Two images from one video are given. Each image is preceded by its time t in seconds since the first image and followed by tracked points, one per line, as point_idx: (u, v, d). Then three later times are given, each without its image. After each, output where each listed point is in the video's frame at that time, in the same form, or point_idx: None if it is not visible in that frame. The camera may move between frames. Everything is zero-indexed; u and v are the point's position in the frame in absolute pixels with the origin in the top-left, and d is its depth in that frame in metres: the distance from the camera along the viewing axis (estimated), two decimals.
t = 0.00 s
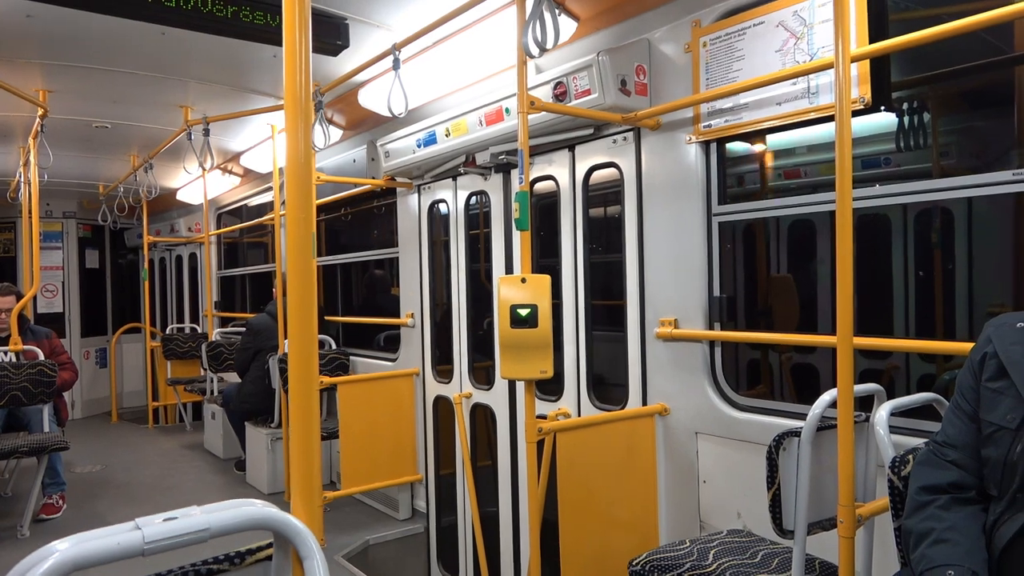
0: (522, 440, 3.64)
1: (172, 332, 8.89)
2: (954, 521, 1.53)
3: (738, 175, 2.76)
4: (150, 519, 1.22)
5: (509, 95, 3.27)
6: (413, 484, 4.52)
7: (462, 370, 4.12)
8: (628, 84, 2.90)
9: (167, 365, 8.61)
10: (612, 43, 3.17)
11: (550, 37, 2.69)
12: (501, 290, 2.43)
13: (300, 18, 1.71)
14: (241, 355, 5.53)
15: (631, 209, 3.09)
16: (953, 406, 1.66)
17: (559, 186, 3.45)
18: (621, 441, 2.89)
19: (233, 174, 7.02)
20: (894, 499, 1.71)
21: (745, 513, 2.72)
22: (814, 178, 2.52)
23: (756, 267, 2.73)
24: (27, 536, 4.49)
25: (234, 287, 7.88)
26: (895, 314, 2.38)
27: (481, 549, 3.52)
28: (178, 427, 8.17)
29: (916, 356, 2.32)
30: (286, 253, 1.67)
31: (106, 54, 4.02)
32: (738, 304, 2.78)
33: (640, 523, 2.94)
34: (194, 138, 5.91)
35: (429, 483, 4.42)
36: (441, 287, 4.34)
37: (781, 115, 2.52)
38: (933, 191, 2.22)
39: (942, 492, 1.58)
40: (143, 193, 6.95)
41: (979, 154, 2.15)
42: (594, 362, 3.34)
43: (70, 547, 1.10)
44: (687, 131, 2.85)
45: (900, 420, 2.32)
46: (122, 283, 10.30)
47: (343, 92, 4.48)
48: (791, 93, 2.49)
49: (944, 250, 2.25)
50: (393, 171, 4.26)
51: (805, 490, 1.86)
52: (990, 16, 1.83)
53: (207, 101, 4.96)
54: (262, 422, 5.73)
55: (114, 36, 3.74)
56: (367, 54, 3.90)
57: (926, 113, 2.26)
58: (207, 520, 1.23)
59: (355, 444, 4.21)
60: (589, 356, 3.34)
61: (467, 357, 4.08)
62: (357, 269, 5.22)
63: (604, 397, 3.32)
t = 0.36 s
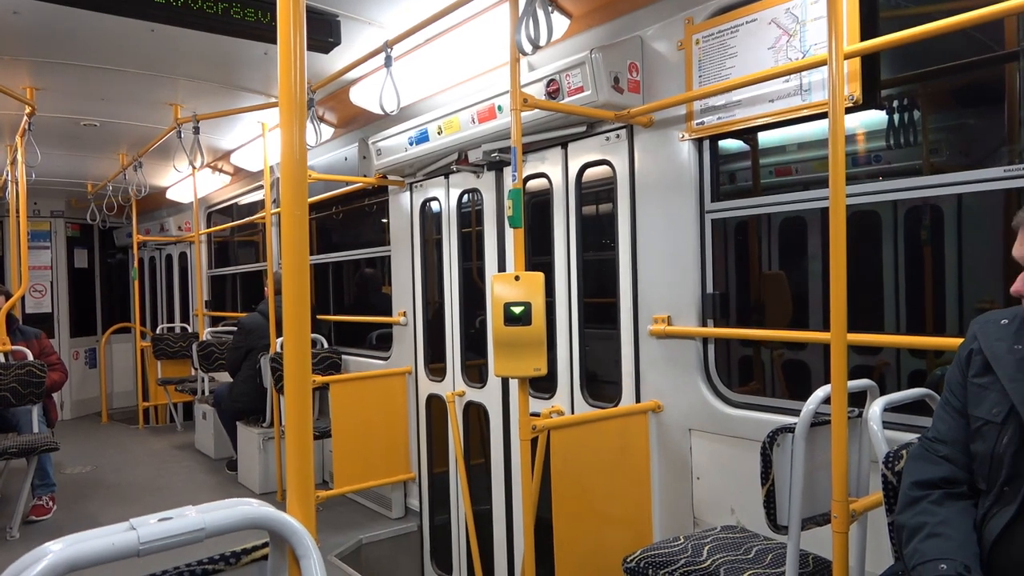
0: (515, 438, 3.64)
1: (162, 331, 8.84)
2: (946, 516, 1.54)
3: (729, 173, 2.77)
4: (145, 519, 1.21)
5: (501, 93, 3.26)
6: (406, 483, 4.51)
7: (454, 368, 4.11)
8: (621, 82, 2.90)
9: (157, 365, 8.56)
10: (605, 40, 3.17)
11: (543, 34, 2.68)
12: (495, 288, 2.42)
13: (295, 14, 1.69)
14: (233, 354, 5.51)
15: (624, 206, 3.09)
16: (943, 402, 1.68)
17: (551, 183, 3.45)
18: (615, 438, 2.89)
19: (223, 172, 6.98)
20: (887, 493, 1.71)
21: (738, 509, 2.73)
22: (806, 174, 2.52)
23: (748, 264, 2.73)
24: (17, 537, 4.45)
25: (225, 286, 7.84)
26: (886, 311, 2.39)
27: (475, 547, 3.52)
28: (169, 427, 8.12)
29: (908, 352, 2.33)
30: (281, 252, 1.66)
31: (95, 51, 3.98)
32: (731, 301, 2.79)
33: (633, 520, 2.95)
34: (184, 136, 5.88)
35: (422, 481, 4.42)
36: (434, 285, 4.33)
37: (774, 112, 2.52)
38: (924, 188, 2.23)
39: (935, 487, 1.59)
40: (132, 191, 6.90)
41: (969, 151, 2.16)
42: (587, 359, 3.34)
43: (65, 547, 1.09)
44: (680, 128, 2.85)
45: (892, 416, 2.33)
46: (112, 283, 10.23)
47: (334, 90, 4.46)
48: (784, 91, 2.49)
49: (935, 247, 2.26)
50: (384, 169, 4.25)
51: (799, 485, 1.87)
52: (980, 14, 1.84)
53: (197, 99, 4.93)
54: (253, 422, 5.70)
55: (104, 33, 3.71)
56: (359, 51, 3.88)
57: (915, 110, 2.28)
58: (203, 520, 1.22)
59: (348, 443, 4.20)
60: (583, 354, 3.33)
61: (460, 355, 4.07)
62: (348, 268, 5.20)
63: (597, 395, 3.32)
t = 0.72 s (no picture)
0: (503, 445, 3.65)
1: (148, 338, 8.78)
2: (925, 523, 1.57)
3: (716, 181, 2.80)
4: (134, 533, 1.21)
5: (489, 102, 3.28)
6: (394, 490, 4.51)
7: (442, 375, 4.11)
8: (607, 92, 2.93)
9: (143, 372, 8.50)
10: (592, 50, 3.20)
11: (531, 44, 2.70)
12: (482, 296, 2.44)
13: (284, 27, 1.70)
14: (220, 361, 5.48)
15: (611, 215, 3.12)
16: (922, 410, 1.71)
17: (539, 191, 3.47)
18: (602, 445, 2.91)
19: (210, 178, 6.96)
20: (869, 501, 1.75)
21: (724, 516, 2.75)
22: (790, 184, 2.56)
23: (734, 272, 2.76)
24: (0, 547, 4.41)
25: (212, 292, 7.81)
26: (870, 318, 2.42)
27: (463, 554, 3.52)
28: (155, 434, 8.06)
29: (891, 359, 2.37)
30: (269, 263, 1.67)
31: (82, 58, 3.97)
32: (716, 309, 2.82)
33: (620, 526, 2.96)
34: (171, 142, 5.86)
35: (410, 488, 4.41)
36: (422, 292, 4.33)
37: (758, 123, 2.56)
38: (906, 198, 2.27)
39: (915, 495, 1.61)
40: (119, 197, 6.87)
41: (950, 162, 2.19)
42: (574, 366, 3.36)
43: (54, 562, 1.09)
44: (666, 138, 2.88)
45: (874, 423, 2.36)
46: (97, 289, 10.16)
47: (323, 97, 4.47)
48: (767, 102, 2.53)
49: (917, 255, 2.30)
50: (373, 176, 4.26)
51: (783, 492, 1.89)
52: (959, 30, 1.88)
53: (185, 106, 4.92)
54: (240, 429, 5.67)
55: (91, 40, 3.70)
56: (347, 59, 3.89)
57: (898, 119, 2.31)
58: (191, 533, 1.23)
59: (336, 451, 4.20)
60: (570, 361, 3.35)
61: (448, 362, 4.08)
62: (336, 275, 5.20)
63: (585, 402, 3.34)
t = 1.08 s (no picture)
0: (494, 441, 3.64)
1: (139, 333, 8.74)
2: (913, 518, 1.57)
3: (708, 179, 2.80)
4: (117, 519, 1.20)
5: (483, 97, 3.28)
6: (384, 486, 4.50)
7: (434, 371, 4.11)
8: (600, 88, 2.92)
9: (134, 367, 8.46)
10: (586, 47, 3.20)
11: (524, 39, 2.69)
12: (474, 291, 2.43)
13: (273, 17, 1.69)
14: (210, 357, 5.46)
15: (603, 212, 3.12)
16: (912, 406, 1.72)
17: (531, 188, 3.46)
18: (593, 441, 2.91)
19: (202, 173, 6.93)
20: (857, 496, 1.75)
21: (714, 512, 2.76)
22: (783, 182, 2.56)
23: (726, 270, 2.77)
24: None
25: (203, 288, 7.77)
26: (861, 315, 2.43)
27: (453, 550, 3.52)
28: (145, 430, 8.02)
29: (881, 358, 2.38)
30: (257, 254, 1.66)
31: (73, 50, 3.94)
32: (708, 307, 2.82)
33: (610, 523, 2.96)
34: (163, 137, 5.83)
35: (400, 485, 4.41)
36: (414, 288, 4.33)
37: (750, 120, 2.56)
38: (897, 197, 2.27)
39: (903, 490, 1.62)
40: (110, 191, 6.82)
41: (940, 161, 2.20)
42: (566, 363, 3.36)
43: (34, 546, 1.08)
44: (658, 135, 2.88)
45: (864, 420, 2.37)
46: (88, 284, 10.10)
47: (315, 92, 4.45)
48: (760, 99, 2.53)
49: (908, 254, 2.31)
50: (365, 171, 4.24)
51: (772, 488, 1.90)
52: (951, 27, 1.88)
53: (177, 99, 4.90)
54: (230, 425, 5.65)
55: (82, 32, 3.68)
56: (340, 54, 3.87)
57: (890, 119, 2.32)
58: (174, 520, 1.22)
59: (326, 446, 4.18)
60: (562, 358, 3.35)
61: (440, 359, 4.07)
62: (328, 271, 5.19)
63: (576, 399, 3.34)
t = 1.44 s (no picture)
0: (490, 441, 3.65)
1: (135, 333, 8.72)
2: (906, 517, 1.58)
3: (703, 179, 2.80)
4: (108, 522, 1.20)
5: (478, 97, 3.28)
6: (380, 486, 4.50)
7: (430, 372, 4.10)
8: (595, 88, 2.93)
9: (130, 368, 8.44)
10: (581, 46, 3.20)
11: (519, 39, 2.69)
12: (468, 291, 2.42)
13: (264, 17, 1.70)
14: (206, 357, 5.45)
15: (598, 212, 3.12)
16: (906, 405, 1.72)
17: (527, 188, 3.46)
18: (588, 441, 2.91)
19: (198, 173, 6.92)
20: (850, 495, 1.75)
21: (709, 512, 2.76)
22: (779, 182, 2.56)
23: (721, 269, 2.77)
24: None
25: (199, 288, 7.76)
26: (857, 314, 2.43)
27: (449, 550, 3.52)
28: (141, 430, 8.01)
29: (877, 357, 2.38)
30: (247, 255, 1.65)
31: (67, 50, 3.93)
32: (703, 306, 2.83)
33: (605, 522, 2.96)
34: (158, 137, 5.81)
35: (397, 485, 4.41)
36: (409, 288, 4.32)
37: (745, 120, 2.56)
38: (893, 196, 2.28)
39: (896, 489, 1.63)
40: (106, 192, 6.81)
41: (935, 161, 2.20)
42: (562, 363, 3.36)
43: (24, 551, 1.08)
44: (653, 135, 2.88)
45: (859, 419, 2.37)
46: (84, 285, 10.08)
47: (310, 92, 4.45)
48: (754, 99, 2.53)
49: (903, 254, 2.31)
50: (361, 171, 4.24)
51: (766, 487, 1.90)
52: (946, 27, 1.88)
53: (172, 99, 4.88)
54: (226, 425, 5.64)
55: (76, 32, 3.67)
56: (335, 54, 3.86)
57: (886, 119, 2.32)
58: (165, 523, 1.21)
59: (322, 447, 4.17)
60: (558, 358, 3.35)
61: (436, 359, 4.07)
62: (324, 271, 5.18)
63: (572, 398, 3.34)
